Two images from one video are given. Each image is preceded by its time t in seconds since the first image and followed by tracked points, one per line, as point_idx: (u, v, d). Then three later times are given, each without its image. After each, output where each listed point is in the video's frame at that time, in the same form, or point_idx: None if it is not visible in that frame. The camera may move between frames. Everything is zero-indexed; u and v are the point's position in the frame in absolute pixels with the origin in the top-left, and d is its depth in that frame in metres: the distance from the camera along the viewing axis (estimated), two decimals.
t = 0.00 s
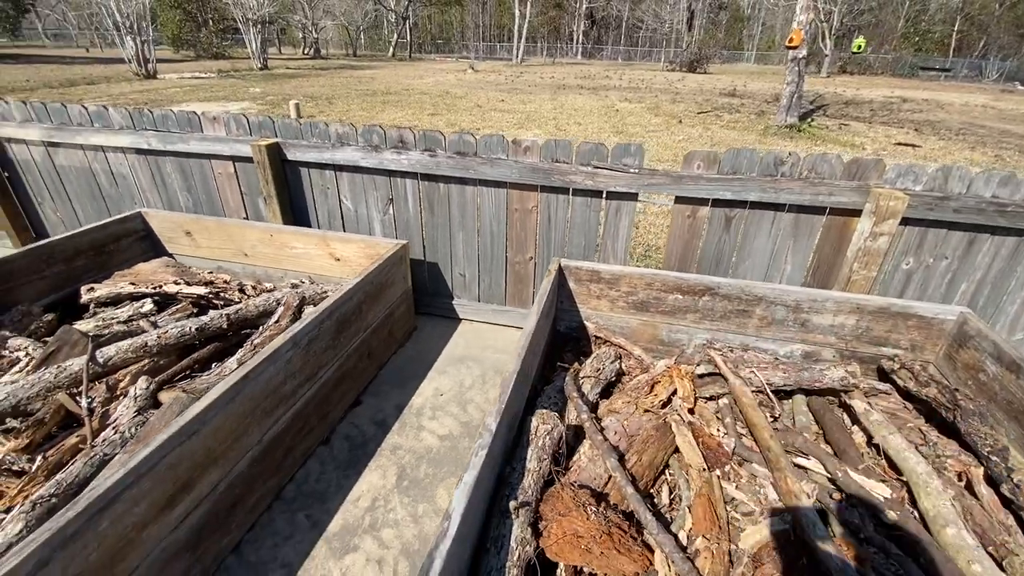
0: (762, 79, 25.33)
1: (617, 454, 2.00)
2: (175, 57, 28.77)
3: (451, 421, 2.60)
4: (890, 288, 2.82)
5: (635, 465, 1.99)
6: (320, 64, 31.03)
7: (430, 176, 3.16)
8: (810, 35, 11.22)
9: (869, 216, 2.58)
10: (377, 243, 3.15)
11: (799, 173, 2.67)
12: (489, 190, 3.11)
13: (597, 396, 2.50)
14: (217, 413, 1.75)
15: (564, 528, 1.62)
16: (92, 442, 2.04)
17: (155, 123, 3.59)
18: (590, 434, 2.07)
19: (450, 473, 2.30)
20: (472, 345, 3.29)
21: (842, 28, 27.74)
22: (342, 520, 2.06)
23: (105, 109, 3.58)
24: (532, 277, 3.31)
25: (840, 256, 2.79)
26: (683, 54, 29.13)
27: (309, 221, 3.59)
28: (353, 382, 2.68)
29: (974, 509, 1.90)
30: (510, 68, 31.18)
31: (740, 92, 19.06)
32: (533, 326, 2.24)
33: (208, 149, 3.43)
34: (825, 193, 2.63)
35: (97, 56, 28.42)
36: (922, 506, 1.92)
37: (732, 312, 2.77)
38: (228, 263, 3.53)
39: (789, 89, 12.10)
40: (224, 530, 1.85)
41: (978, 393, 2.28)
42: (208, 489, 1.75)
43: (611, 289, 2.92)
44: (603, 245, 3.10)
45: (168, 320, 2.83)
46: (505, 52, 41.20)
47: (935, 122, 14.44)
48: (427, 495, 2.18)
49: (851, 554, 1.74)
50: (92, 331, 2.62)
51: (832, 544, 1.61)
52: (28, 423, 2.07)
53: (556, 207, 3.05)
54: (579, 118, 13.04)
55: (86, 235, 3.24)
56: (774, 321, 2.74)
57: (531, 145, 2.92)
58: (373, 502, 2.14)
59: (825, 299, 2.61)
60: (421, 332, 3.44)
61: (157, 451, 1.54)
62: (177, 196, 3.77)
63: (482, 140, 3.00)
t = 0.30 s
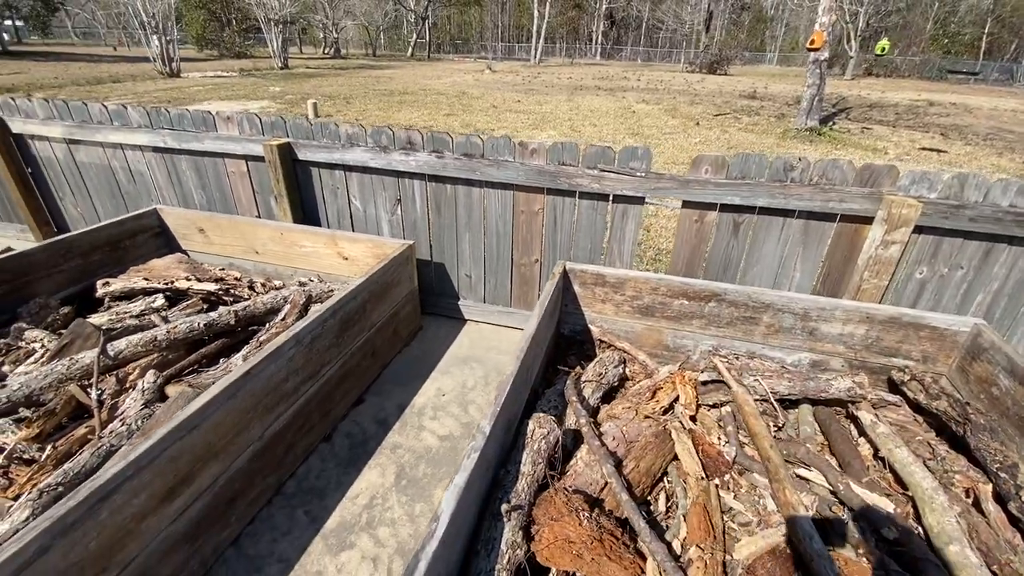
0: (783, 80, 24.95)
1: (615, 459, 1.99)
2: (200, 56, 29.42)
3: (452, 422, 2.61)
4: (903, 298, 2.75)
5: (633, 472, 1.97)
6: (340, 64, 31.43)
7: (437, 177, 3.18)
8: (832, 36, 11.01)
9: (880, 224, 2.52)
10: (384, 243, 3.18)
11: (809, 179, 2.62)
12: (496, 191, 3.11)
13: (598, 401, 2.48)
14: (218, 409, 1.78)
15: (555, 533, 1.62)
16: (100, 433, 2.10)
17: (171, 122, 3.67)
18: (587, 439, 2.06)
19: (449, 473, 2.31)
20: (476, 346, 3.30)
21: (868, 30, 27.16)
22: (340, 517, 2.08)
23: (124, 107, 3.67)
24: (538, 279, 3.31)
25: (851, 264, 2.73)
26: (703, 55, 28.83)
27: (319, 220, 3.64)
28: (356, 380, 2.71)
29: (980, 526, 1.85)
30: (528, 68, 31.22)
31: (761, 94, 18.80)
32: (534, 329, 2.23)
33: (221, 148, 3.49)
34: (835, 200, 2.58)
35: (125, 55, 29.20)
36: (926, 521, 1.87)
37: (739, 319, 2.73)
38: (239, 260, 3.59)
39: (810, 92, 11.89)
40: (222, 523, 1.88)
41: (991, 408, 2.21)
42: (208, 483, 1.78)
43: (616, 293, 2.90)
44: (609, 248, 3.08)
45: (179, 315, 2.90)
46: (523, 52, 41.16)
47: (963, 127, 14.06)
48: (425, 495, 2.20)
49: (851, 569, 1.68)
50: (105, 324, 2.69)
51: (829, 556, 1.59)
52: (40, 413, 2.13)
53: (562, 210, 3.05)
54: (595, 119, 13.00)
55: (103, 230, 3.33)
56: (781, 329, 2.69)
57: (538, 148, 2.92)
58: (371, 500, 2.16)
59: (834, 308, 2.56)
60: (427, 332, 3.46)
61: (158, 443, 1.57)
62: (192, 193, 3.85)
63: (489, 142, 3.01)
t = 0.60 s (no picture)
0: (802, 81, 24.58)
1: (607, 458, 1.99)
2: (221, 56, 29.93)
3: (449, 418, 2.63)
4: (910, 301, 2.70)
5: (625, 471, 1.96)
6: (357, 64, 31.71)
7: (440, 174, 3.20)
8: (852, 36, 10.80)
9: (886, 225, 2.48)
10: (388, 240, 3.21)
11: (814, 179, 2.58)
12: (499, 190, 3.13)
13: (595, 399, 2.47)
14: (216, 398, 1.82)
15: (542, 529, 1.62)
16: (105, 419, 2.16)
17: (184, 119, 3.75)
18: (580, 437, 2.05)
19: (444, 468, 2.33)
20: (477, 343, 3.31)
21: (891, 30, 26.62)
22: (335, 508, 2.11)
23: (139, 104, 3.77)
24: (540, 278, 3.31)
25: (857, 266, 2.69)
26: (721, 56, 28.52)
27: (326, 216, 3.69)
28: (356, 374, 2.74)
29: (980, 535, 1.81)
30: (543, 69, 31.15)
31: (778, 95, 18.52)
32: (531, 326, 2.23)
33: (232, 145, 3.56)
34: (840, 201, 2.54)
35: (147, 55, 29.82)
36: (922, 525, 1.88)
37: (740, 320, 2.70)
38: (247, 255, 3.65)
39: (828, 93, 11.68)
40: (219, 510, 1.92)
41: (998, 415, 2.16)
42: (205, 470, 1.82)
43: (617, 293, 2.89)
44: (611, 247, 3.07)
45: (186, 307, 2.97)
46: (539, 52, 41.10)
47: (989, 130, 13.68)
48: (419, 489, 2.22)
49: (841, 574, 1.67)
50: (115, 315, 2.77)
51: (818, 560, 1.56)
52: (49, 399, 2.20)
53: (564, 209, 3.05)
54: (609, 119, 12.93)
55: (117, 224, 3.41)
56: (784, 331, 2.66)
57: (541, 146, 2.93)
58: (366, 492, 2.19)
59: (838, 310, 2.52)
60: (430, 328, 3.48)
61: (156, 429, 1.61)
62: (203, 189, 3.93)
63: (492, 141, 3.02)
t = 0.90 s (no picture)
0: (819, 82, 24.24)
1: (599, 455, 1.99)
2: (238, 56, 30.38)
3: (447, 413, 2.66)
4: (914, 303, 2.66)
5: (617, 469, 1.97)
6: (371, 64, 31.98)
7: (443, 172, 3.23)
8: (869, 36, 10.64)
9: (888, 226, 2.45)
10: (391, 237, 3.24)
11: (815, 179, 2.56)
12: (500, 188, 3.15)
13: (591, 397, 2.47)
14: (214, 388, 1.87)
15: (529, 523, 1.64)
16: (111, 408, 2.22)
17: (194, 117, 3.82)
18: (573, 434, 2.06)
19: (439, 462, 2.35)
20: (478, 340, 3.34)
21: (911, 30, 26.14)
22: (331, 499, 2.15)
23: (152, 103, 3.85)
24: (540, 276, 3.32)
25: (860, 267, 2.66)
26: (736, 56, 28.24)
27: (331, 213, 3.74)
28: (357, 368, 2.78)
29: (976, 540, 1.79)
30: (556, 69, 31.16)
31: (794, 96, 18.28)
32: (526, 322, 2.24)
33: (240, 142, 3.63)
34: (842, 201, 2.51)
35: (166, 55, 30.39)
36: (915, 525, 1.86)
37: (740, 320, 2.68)
38: (255, 250, 3.71)
39: (844, 93, 11.50)
40: (217, 498, 1.97)
41: (1000, 420, 2.12)
42: (203, 458, 1.87)
43: (616, 291, 2.89)
44: (612, 246, 3.07)
45: (193, 300, 3.04)
46: (552, 53, 41.07)
47: (1011, 131, 13.37)
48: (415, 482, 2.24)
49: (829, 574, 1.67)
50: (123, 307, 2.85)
51: (805, 560, 1.56)
52: (57, 387, 2.26)
53: (565, 207, 3.06)
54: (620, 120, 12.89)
55: (129, 219, 3.50)
56: (784, 332, 2.63)
57: (542, 145, 2.94)
58: (362, 484, 2.22)
59: (839, 311, 2.49)
60: (431, 325, 3.51)
61: (155, 416, 1.66)
62: (213, 185, 4.00)
63: (494, 139, 3.04)
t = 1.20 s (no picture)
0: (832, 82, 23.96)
1: (594, 449, 2.00)
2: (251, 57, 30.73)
3: (446, 407, 2.68)
4: (917, 303, 2.64)
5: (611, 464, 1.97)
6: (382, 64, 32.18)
7: (446, 170, 3.26)
8: (883, 35, 10.50)
9: (890, 225, 2.43)
10: (394, 233, 3.26)
11: (817, 177, 2.55)
12: (502, 185, 3.17)
13: (589, 393, 2.48)
14: (214, 378, 1.90)
15: (520, 515, 1.66)
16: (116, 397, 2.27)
17: (204, 114, 3.89)
18: (568, 428, 2.07)
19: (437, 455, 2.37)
20: (479, 337, 3.36)
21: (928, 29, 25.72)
22: (329, 489, 2.18)
23: (163, 101, 3.93)
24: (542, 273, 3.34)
25: (862, 266, 2.64)
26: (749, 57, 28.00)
27: (336, 209, 3.78)
28: (358, 362, 2.82)
29: (972, 540, 1.77)
30: (567, 69, 31.07)
31: (806, 96, 18.08)
32: (524, 317, 2.25)
33: (248, 140, 3.69)
34: (844, 199, 2.50)
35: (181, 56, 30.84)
36: (911, 526, 1.87)
37: (740, 318, 2.67)
38: (261, 246, 3.77)
39: (857, 93, 11.36)
40: (218, 486, 2.01)
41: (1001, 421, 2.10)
42: (203, 446, 1.91)
43: (616, 289, 2.90)
44: (612, 244, 3.08)
45: (200, 294, 3.10)
46: (563, 53, 41.00)
47: None
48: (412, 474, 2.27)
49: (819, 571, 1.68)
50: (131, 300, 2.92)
51: (793, 556, 1.57)
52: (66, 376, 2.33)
53: (566, 204, 3.07)
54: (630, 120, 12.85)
55: (139, 214, 3.57)
56: (784, 330, 2.62)
57: (543, 142, 2.96)
58: (360, 476, 2.25)
59: (840, 310, 2.47)
60: (434, 321, 3.54)
61: (156, 404, 1.70)
62: (221, 182, 4.07)
63: (496, 137, 3.06)
